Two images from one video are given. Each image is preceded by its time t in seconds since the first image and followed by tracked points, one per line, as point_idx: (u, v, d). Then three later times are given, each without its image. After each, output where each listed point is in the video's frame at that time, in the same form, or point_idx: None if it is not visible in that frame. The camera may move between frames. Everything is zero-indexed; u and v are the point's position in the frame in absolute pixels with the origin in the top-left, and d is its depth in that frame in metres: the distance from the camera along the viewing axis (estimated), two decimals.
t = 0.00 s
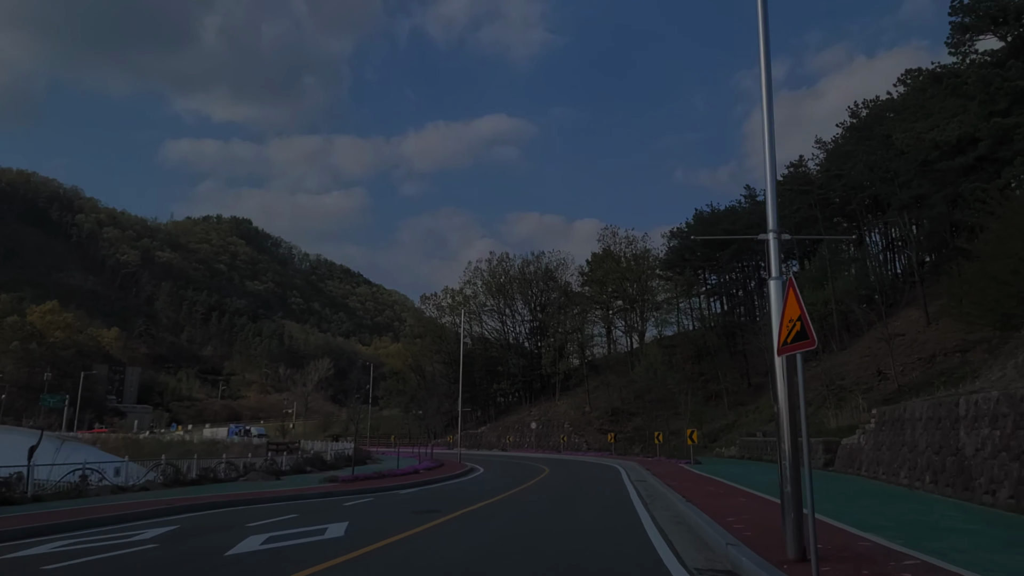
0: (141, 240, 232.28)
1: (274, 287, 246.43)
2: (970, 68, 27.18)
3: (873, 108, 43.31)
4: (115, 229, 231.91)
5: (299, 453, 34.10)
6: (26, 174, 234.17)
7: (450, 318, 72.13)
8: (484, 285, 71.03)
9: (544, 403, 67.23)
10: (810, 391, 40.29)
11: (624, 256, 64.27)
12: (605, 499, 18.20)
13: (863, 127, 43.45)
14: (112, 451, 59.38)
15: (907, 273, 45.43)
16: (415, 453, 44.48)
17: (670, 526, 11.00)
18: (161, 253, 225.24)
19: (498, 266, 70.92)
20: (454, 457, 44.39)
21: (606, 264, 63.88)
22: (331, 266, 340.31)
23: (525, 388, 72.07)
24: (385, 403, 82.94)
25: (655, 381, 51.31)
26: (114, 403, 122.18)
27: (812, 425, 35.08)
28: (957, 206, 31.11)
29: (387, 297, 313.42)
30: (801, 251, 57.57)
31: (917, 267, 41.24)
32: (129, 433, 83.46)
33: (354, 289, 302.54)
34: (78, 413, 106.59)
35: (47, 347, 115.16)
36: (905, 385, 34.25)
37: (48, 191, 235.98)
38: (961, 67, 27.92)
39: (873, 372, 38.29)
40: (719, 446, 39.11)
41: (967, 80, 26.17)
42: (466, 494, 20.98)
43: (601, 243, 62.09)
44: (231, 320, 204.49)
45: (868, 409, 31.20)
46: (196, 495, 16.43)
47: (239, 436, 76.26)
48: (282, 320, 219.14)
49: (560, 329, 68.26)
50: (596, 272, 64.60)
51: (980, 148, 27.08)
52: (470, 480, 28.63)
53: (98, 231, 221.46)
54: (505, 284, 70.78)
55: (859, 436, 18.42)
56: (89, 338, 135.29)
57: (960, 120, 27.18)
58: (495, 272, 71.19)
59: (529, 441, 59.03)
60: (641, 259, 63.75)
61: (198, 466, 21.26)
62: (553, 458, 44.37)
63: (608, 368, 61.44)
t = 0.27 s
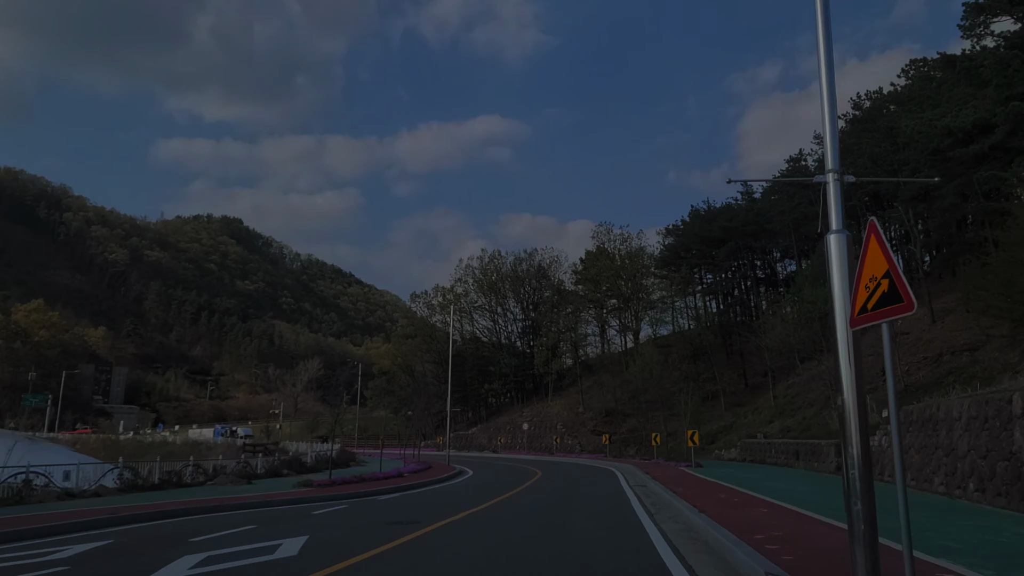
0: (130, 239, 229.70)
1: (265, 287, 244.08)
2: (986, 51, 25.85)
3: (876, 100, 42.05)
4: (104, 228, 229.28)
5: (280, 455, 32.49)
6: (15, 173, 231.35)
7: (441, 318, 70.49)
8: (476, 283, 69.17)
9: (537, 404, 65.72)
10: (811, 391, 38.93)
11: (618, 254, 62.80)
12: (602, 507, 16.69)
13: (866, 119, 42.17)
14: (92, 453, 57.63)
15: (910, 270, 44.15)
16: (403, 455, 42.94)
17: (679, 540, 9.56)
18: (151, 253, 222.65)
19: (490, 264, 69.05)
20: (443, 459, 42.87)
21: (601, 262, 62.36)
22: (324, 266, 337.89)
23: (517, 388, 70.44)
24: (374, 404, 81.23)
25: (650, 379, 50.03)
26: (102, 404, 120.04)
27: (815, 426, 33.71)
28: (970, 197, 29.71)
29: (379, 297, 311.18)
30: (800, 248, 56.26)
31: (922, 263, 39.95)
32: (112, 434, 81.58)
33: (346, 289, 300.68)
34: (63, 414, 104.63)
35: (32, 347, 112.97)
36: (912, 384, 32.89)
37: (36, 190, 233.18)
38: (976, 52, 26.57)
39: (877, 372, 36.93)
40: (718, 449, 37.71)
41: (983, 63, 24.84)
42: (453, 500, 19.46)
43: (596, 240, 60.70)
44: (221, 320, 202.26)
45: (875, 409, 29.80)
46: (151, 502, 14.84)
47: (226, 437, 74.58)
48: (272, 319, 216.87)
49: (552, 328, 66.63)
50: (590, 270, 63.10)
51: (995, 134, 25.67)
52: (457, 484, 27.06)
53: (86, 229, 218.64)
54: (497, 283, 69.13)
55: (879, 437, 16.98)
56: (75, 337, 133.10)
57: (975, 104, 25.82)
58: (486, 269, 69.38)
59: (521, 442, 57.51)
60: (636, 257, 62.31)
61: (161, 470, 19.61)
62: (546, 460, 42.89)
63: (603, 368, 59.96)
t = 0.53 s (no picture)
0: (120, 238, 226.93)
1: (256, 287, 241.70)
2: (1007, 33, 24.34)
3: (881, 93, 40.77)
4: (94, 226, 226.62)
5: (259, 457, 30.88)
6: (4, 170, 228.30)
7: (431, 317, 68.75)
8: (468, 282, 67.38)
9: (529, 405, 64.11)
10: (813, 393, 37.53)
11: (613, 252, 61.35)
12: (600, 515, 15.23)
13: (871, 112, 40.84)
14: (70, 455, 55.74)
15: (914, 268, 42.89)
16: (390, 457, 41.41)
17: (697, 559, 8.13)
18: (141, 251, 219.97)
19: (482, 263, 67.32)
20: (432, 462, 41.36)
21: (596, 261, 60.91)
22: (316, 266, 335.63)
23: (510, 389, 68.84)
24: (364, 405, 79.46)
25: (646, 381, 48.55)
26: (88, 404, 117.85)
27: (820, 428, 32.29)
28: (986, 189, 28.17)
29: (372, 298, 309.03)
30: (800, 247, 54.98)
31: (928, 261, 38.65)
32: (95, 434, 79.63)
33: (338, 290, 298.54)
34: (46, 414, 102.38)
35: (17, 346, 110.67)
36: (920, 385, 31.54)
37: (25, 187, 230.15)
38: (995, 34, 25.06)
39: (883, 373, 35.55)
40: (717, 452, 36.22)
41: (1005, 45, 23.36)
42: (438, 506, 17.98)
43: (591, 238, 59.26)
44: (211, 320, 199.91)
45: (884, 411, 28.43)
46: (98, 510, 13.33)
47: (211, 438, 72.72)
48: (263, 320, 214.69)
49: (546, 327, 65.04)
50: (584, 269, 61.62)
51: (1016, 121, 24.17)
52: (444, 487, 25.54)
53: (75, 227, 215.78)
54: (490, 281, 67.30)
55: (902, 441, 15.56)
56: (61, 337, 130.76)
57: (994, 89, 24.31)
58: (479, 267, 67.45)
59: (513, 445, 55.98)
60: (632, 256, 60.86)
61: (119, 472, 18.02)
62: (538, 463, 41.43)
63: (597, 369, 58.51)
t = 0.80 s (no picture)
0: (108, 236, 223.74)
1: (246, 287, 239.05)
2: None
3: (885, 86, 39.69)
4: (81, 224, 223.26)
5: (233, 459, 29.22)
6: None
7: (420, 316, 67.06)
8: (458, 281, 65.44)
9: (520, 406, 62.58)
10: (815, 394, 36.18)
11: (607, 251, 59.99)
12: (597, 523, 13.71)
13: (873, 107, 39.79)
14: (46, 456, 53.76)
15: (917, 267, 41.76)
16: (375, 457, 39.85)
17: None
18: (128, 250, 216.94)
19: (472, 261, 65.56)
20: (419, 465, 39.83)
21: (589, 260, 59.54)
22: (306, 266, 333.00)
23: (500, 390, 67.18)
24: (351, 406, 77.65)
25: (641, 381, 47.19)
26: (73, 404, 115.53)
27: (823, 431, 30.96)
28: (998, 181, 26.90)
29: (362, 299, 306.70)
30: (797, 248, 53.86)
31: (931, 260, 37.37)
32: (74, 435, 77.37)
33: (328, 290, 296.12)
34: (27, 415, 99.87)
35: None
36: (927, 387, 30.22)
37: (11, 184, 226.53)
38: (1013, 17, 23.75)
39: (887, 374, 34.28)
40: (715, 456, 34.85)
41: None
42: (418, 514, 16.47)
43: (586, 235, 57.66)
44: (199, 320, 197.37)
45: (892, 413, 27.13)
46: (22, 520, 11.71)
47: (195, 439, 70.75)
48: (252, 320, 212.31)
49: (537, 327, 63.52)
50: (577, 267, 60.26)
51: None
52: (426, 493, 24.00)
53: (62, 226, 212.30)
54: (481, 280, 65.23)
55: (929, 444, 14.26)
56: (45, 336, 128.21)
57: (1013, 73, 22.98)
58: (468, 266, 65.37)
59: (504, 447, 54.45)
60: (627, 255, 59.48)
61: (67, 477, 16.35)
62: (529, 466, 39.91)
63: (590, 369, 56.91)
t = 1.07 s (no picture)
0: (96, 233, 220.70)
1: (236, 286, 236.39)
2: None
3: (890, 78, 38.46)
4: (69, 221, 220.32)
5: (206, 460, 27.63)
6: None
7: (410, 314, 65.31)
8: (449, 277, 63.55)
9: (511, 406, 60.93)
10: (817, 395, 34.79)
11: (601, 249, 58.48)
12: (590, 535, 12.22)
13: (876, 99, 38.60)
14: (21, 455, 51.82)
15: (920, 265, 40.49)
16: (360, 459, 38.22)
17: None
18: (117, 247, 214.03)
19: (463, 258, 63.35)
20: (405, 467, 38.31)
21: (582, 258, 58.04)
22: (298, 266, 330.36)
23: (491, 390, 64.80)
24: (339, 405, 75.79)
25: (637, 382, 45.72)
26: (59, 402, 113.23)
27: (827, 434, 29.56)
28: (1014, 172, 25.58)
29: (354, 299, 304.33)
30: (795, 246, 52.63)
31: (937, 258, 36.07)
32: (53, 434, 75.19)
33: (319, 290, 293.66)
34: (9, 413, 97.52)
35: None
36: (936, 388, 28.86)
37: None
38: None
39: (892, 374, 32.94)
40: (713, 459, 33.37)
41: None
42: (394, 522, 14.96)
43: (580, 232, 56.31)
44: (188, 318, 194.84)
45: (902, 415, 25.74)
46: None
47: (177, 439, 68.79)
48: (242, 319, 209.86)
49: (529, 326, 61.90)
50: (570, 265, 58.79)
51: None
52: (409, 497, 22.47)
53: (49, 222, 208.89)
54: (472, 278, 63.23)
55: (962, 449, 12.84)
56: (30, 332, 125.76)
57: None
58: (459, 264, 63.14)
59: (494, 448, 52.89)
60: (621, 253, 58.06)
61: (7, 477, 14.85)
62: (519, 468, 38.42)
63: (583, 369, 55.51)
